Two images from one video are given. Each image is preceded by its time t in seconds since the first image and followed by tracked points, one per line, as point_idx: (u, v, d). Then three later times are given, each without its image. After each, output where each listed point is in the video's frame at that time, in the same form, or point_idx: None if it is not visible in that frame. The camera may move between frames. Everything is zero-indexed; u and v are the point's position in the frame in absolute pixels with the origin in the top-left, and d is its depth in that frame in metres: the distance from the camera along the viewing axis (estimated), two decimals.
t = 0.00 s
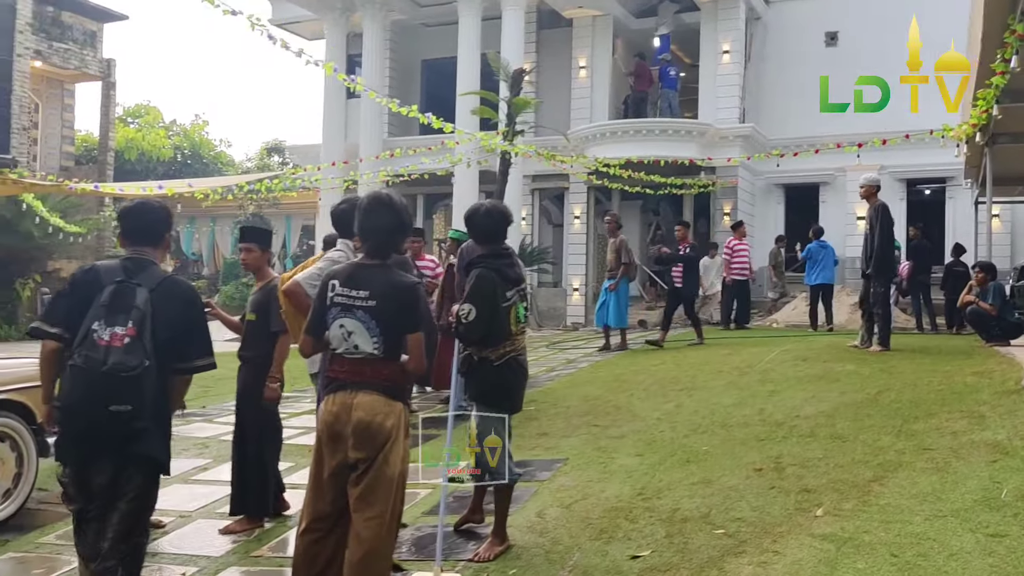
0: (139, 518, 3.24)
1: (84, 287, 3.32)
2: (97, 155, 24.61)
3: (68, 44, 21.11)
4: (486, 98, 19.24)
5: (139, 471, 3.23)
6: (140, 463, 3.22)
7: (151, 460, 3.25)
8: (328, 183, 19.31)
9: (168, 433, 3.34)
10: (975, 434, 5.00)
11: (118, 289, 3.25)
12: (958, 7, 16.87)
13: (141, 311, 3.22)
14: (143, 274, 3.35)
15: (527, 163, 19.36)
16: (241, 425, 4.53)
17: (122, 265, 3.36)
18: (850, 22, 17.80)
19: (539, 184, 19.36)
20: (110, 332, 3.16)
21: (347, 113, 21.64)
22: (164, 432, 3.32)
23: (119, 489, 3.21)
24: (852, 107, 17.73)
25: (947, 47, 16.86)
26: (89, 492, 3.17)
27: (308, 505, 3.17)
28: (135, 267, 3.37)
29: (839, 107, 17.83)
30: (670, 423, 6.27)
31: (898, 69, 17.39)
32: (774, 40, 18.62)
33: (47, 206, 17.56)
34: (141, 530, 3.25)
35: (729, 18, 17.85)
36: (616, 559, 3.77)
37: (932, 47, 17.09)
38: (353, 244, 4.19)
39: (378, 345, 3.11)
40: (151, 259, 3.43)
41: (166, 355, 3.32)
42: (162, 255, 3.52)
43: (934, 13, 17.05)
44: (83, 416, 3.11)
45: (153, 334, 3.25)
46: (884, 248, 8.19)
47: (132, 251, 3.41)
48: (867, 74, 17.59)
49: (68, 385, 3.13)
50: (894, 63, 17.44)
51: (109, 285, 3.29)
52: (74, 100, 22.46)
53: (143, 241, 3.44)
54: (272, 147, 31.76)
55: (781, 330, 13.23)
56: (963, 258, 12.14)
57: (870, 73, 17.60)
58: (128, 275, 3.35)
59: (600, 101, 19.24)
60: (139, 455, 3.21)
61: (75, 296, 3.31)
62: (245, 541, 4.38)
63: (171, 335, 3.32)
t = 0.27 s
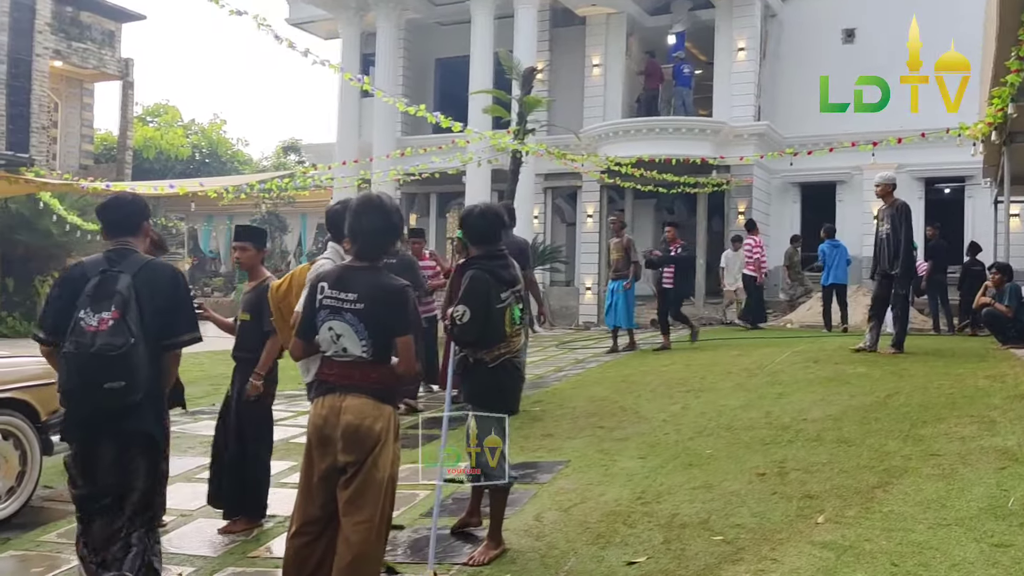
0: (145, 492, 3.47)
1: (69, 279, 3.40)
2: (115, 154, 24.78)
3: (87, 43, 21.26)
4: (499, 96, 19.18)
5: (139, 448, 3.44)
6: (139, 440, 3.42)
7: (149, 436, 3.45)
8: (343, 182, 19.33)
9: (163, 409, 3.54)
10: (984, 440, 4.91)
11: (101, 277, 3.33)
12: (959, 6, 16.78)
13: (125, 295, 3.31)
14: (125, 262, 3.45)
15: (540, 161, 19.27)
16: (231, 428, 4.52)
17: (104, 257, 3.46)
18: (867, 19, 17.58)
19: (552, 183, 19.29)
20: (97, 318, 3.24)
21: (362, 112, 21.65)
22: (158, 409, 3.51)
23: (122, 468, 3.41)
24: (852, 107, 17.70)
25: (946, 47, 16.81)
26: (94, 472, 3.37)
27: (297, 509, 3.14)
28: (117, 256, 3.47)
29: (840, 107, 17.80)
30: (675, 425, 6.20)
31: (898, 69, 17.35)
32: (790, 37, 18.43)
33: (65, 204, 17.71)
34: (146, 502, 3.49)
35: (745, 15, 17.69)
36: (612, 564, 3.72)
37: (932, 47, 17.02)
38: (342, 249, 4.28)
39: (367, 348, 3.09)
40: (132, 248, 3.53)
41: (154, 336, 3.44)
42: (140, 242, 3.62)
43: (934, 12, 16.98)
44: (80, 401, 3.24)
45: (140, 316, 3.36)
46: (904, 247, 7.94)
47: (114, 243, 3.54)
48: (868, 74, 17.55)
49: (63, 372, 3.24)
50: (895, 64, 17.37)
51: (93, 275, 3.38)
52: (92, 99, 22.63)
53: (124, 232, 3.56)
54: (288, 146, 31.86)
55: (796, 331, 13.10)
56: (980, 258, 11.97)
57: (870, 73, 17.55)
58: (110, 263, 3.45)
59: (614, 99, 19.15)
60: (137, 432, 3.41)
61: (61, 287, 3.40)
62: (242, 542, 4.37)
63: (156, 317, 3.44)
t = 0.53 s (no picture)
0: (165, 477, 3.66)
1: (87, 275, 3.61)
2: (134, 153, 24.96)
3: (106, 43, 21.43)
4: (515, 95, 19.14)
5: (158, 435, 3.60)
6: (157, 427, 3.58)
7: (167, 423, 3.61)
8: (358, 181, 19.36)
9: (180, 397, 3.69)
10: (1002, 442, 4.82)
11: (116, 273, 3.53)
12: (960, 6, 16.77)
13: (140, 291, 3.50)
14: (137, 257, 3.63)
15: (555, 160, 19.23)
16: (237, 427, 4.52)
17: (116, 252, 3.64)
18: (887, 16, 17.39)
19: (568, 182, 19.23)
20: (115, 314, 3.45)
21: (378, 111, 21.67)
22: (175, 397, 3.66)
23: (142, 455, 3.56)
24: (852, 107, 17.69)
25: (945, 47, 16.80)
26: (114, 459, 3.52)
27: (303, 509, 3.12)
28: (129, 250, 3.65)
29: (840, 107, 17.81)
30: (688, 427, 6.14)
31: (897, 68, 17.32)
32: (810, 34, 18.26)
33: (83, 203, 17.87)
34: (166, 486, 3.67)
35: (763, 13, 17.55)
36: (621, 567, 3.68)
37: (932, 47, 17.01)
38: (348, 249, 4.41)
39: (372, 348, 3.07)
40: (142, 242, 3.70)
41: (167, 328, 3.63)
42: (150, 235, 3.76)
43: (934, 13, 17.00)
44: (102, 392, 3.43)
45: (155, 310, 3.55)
46: (928, 244, 7.78)
47: (125, 238, 3.69)
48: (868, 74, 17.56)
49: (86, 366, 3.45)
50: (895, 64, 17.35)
51: (108, 271, 3.57)
52: (111, 99, 22.81)
53: (134, 227, 3.70)
54: (306, 145, 31.97)
55: (814, 331, 12.98)
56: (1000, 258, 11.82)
57: (871, 73, 17.54)
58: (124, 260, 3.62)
59: (631, 98, 19.06)
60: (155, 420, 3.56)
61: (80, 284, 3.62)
62: (251, 542, 4.37)
63: (169, 310, 3.62)
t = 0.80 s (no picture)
0: (181, 470, 3.77)
1: (119, 275, 3.67)
2: (148, 155, 25.12)
3: (120, 46, 21.57)
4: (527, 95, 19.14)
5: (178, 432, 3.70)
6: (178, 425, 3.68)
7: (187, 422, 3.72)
8: (370, 183, 19.41)
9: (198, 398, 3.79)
10: (1017, 443, 4.79)
11: (151, 277, 3.63)
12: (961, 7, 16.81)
13: (173, 298, 3.61)
14: (171, 263, 3.74)
15: (568, 161, 19.23)
16: (249, 429, 4.54)
17: (152, 256, 3.74)
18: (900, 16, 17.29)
19: (580, 183, 19.25)
20: (148, 317, 3.54)
21: (390, 113, 21.71)
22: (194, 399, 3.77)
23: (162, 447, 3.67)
24: (852, 107, 17.72)
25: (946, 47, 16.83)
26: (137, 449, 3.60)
27: (313, 509, 3.14)
28: (163, 256, 3.76)
29: (840, 107, 17.81)
30: (701, 427, 6.12)
31: (898, 69, 17.34)
32: (823, 34, 18.15)
33: (97, 206, 18.01)
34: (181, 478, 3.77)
35: (776, 12, 17.48)
36: (632, 568, 3.67)
37: (932, 47, 17.03)
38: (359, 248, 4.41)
39: (381, 348, 3.08)
40: (176, 250, 3.80)
41: (193, 333, 3.75)
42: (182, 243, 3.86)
43: (933, 13, 17.05)
44: (131, 390, 3.51)
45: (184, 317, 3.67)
46: (951, 243, 7.70)
47: (159, 243, 3.79)
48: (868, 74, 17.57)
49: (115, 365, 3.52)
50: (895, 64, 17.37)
51: (142, 274, 3.65)
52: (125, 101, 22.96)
53: (170, 234, 3.81)
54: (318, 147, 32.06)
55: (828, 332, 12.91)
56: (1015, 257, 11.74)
57: (871, 73, 17.56)
58: (159, 265, 3.71)
59: (643, 98, 19.03)
60: (179, 418, 3.67)
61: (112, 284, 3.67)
62: (262, 541, 4.39)
63: (196, 316, 3.75)
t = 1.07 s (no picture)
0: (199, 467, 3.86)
1: (164, 272, 3.90)
2: (157, 160, 25.23)
3: (129, 51, 21.68)
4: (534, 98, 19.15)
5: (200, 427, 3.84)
6: (201, 420, 3.83)
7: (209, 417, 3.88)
8: (379, 186, 19.45)
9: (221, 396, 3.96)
10: None
11: (191, 277, 3.83)
12: (963, 8, 16.83)
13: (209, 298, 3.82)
14: (211, 267, 3.94)
15: (575, 163, 19.27)
16: (263, 435, 4.55)
17: (196, 257, 3.95)
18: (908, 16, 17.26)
19: (588, 185, 19.28)
20: (184, 313, 3.75)
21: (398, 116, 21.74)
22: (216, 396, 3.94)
23: (184, 442, 3.78)
24: (852, 107, 17.69)
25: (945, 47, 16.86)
26: (160, 439, 3.73)
27: (322, 512, 3.14)
28: (206, 259, 3.96)
29: (840, 107, 17.81)
30: (711, 430, 6.10)
31: (898, 69, 17.35)
32: (831, 35, 18.07)
33: (107, 210, 18.12)
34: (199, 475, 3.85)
35: (783, 14, 17.45)
36: (643, 572, 3.66)
37: (932, 47, 17.06)
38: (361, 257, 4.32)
39: (391, 352, 3.08)
40: (218, 256, 4.01)
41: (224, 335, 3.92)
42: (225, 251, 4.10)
43: (933, 14, 17.07)
44: (159, 380, 3.69)
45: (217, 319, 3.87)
46: (968, 246, 7.66)
47: (204, 248, 4.02)
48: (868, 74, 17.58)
49: (147, 354, 3.72)
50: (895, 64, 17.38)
51: (184, 273, 3.87)
52: (134, 106, 23.06)
53: (215, 241, 4.05)
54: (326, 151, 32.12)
55: (839, 334, 12.85)
56: None
57: (871, 73, 17.56)
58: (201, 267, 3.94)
59: (651, 101, 19.03)
60: (202, 414, 3.82)
61: (155, 279, 3.89)
62: (272, 545, 4.39)
63: (229, 320, 3.92)
